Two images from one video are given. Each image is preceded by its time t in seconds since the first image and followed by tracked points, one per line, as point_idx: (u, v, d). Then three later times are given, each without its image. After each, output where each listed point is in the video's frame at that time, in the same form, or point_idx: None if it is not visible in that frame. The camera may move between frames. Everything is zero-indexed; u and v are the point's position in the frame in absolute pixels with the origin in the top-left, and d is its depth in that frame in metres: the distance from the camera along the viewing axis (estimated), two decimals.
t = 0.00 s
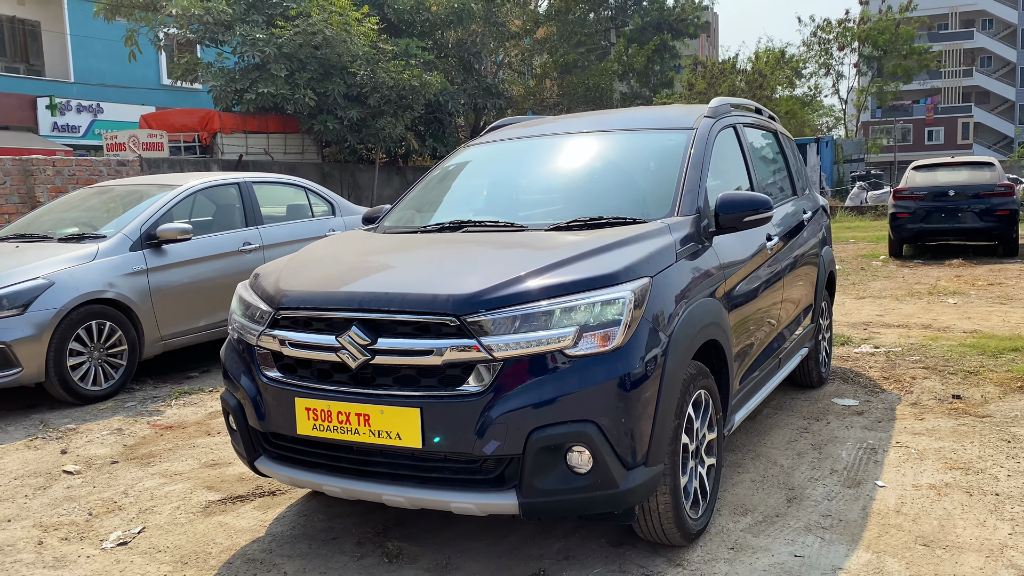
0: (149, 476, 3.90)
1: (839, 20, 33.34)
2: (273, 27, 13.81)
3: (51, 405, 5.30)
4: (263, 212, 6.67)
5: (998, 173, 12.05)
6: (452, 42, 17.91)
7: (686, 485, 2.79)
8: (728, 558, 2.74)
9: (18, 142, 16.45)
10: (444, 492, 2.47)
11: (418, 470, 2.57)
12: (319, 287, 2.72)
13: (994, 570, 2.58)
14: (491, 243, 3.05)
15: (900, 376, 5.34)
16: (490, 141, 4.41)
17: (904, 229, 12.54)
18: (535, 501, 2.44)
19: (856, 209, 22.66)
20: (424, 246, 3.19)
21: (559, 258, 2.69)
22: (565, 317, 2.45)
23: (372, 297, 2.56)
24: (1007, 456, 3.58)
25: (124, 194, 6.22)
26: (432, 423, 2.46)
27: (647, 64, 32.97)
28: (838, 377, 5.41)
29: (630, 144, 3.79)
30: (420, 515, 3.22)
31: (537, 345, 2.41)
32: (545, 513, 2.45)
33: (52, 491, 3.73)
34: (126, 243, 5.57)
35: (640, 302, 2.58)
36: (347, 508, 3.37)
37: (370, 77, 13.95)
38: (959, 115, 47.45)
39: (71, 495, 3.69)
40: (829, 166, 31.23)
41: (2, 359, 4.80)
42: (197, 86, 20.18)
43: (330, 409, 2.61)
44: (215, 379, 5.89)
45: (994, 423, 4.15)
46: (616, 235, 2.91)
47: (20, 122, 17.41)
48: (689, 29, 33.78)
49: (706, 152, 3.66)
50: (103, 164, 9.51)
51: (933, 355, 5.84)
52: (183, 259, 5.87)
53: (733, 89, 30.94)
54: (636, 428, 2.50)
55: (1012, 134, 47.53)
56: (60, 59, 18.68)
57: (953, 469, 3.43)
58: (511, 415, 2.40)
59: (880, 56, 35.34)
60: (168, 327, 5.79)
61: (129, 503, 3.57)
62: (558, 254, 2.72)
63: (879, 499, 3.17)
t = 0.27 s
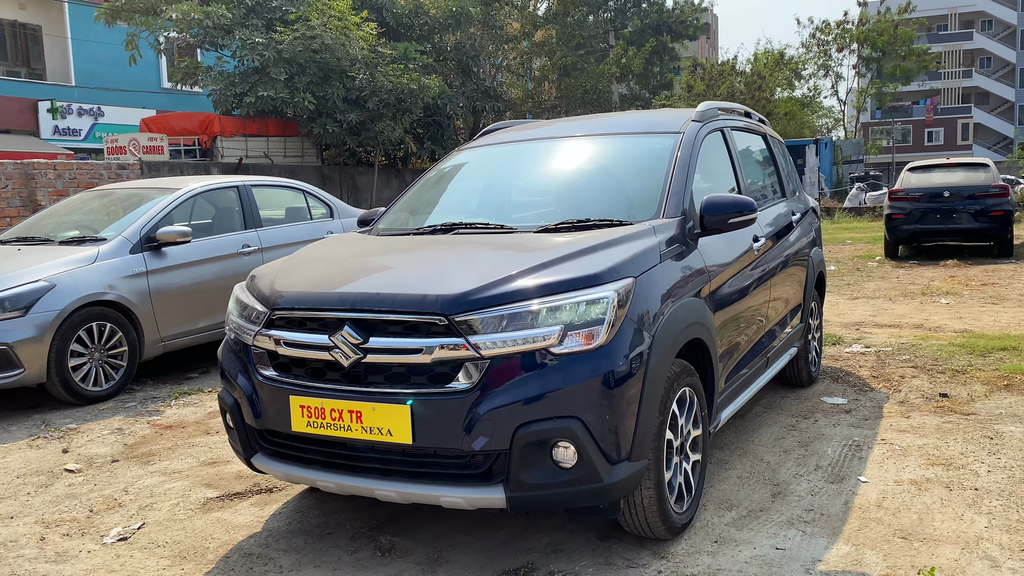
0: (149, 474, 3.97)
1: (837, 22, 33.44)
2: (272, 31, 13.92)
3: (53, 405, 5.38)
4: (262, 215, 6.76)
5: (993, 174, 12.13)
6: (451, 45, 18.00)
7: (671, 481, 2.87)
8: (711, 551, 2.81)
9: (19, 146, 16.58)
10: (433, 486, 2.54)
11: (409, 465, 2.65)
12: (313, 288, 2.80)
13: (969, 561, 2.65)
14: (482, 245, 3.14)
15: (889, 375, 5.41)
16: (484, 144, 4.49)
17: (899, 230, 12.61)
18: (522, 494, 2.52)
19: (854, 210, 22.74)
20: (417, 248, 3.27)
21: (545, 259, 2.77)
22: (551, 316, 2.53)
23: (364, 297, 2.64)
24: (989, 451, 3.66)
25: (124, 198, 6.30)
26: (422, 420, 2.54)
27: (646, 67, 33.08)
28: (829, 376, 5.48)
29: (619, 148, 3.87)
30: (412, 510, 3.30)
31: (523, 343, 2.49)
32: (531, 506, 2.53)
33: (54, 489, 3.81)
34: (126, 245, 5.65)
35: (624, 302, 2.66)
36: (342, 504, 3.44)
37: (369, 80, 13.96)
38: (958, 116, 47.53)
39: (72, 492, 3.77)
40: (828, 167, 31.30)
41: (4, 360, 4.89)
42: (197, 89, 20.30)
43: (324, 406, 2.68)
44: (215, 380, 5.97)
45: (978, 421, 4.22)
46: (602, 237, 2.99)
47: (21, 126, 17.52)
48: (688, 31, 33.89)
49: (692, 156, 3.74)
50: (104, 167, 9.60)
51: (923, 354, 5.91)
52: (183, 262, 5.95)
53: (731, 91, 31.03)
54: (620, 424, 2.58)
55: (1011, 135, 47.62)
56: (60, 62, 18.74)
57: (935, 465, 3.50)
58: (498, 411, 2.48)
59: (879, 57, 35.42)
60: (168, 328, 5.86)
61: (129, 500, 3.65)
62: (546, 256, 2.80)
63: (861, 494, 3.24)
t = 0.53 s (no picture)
0: (151, 474, 4.04)
1: (837, 23, 33.49)
2: (273, 35, 14.00)
3: (56, 407, 5.45)
4: (263, 218, 6.83)
5: (990, 176, 12.19)
6: (451, 49, 18.07)
7: (662, 478, 2.93)
8: (701, 547, 2.88)
9: (21, 149, 16.75)
10: (429, 484, 2.61)
11: (406, 463, 2.71)
12: (312, 290, 2.87)
13: (953, 556, 2.71)
14: (478, 248, 3.20)
15: (882, 375, 5.46)
16: (481, 148, 4.55)
17: (897, 232, 12.67)
18: (515, 491, 2.58)
19: (854, 211, 22.80)
20: (414, 251, 3.33)
21: (538, 261, 2.83)
22: (543, 317, 2.60)
23: (361, 299, 2.71)
24: (977, 450, 3.71)
25: (126, 202, 6.37)
26: (418, 419, 2.60)
27: (646, 69, 33.16)
28: (823, 376, 5.55)
29: (613, 153, 3.93)
30: (409, 509, 3.36)
31: (517, 344, 2.56)
32: (525, 503, 2.60)
33: (58, 489, 3.88)
34: (128, 249, 5.72)
35: (615, 304, 2.73)
36: (341, 502, 3.50)
37: (369, 84, 14.10)
38: (959, 117, 47.55)
39: (76, 492, 3.83)
40: (828, 169, 31.35)
41: (8, 362, 4.95)
42: (198, 93, 20.38)
43: (322, 406, 2.75)
44: (216, 382, 6.03)
45: (968, 420, 4.28)
46: (595, 239, 3.06)
47: (24, 129, 17.70)
48: (688, 33, 33.95)
49: (685, 160, 3.80)
50: (106, 171, 9.67)
51: (917, 355, 5.96)
52: (184, 265, 6.02)
53: (731, 93, 31.09)
54: (612, 424, 2.64)
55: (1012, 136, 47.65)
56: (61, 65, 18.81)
57: (924, 464, 3.56)
58: (492, 410, 2.55)
59: (879, 58, 35.47)
60: (170, 330, 5.93)
61: (132, 499, 3.71)
62: (539, 258, 2.87)
63: (850, 492, 3.30)
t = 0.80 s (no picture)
0: (156, 473, 4.09)
1: (837, 26, 33.55)
2: (274, 38, 14.07)
3: (61, 407, 5.51)
4: (265, 221, 6.89)
5: (989, 178, 12.24)
6: (452, 52, 18.13)
7: (659, 475, 2.98)
8: (697, 542, 2.93)
9: (24, 152, 16.82)
10: (429, 480, 2.66)
11: (406, 460, 2.77)
12: (315, 290, 2.92)
13: (944, 550, 2.76)
14: (477, 249, 3.25)
15: (879, 375, 5.51)
16: (481, 151, 4.61)
17: (897, 234, 12.71)
18: (514, 487, 2.63)
19: (854, 213, 22.86)
20: (414, 252, 3.39)
21: (536, 261, 2.89)
22: (542, 316, 2.65)
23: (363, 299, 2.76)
24: (970, 448, 3.76)
25: (129, 204, 6.43)
26: (419, 416, 2.66)
27: (646, 71, 33.22)
28: (820, 376, 5.60)
29: (610, 155, 3.99)
30: (410, 505, 3.42)
31: (515, 342, 2.61)
32: (523, 499, 2.65)
33: (64, 487, 3.93)
34: (132, 251, 5.78)
35: (611, 304, 2.78)
36: (343, 500, 3.56)
37: (370, 87, 14.19)
38: (960, 119, 47.58)
39: (82, 490, 3.89)
40: (829, 171, 31.39)
41: (14, 363, 5.01)
42: (201, 97, 20.43)
43: (325, 404, 2.80)
44: (219, 382, 6.09)
45: (962, 419, 4.33)
46: (592, 240, 3.11)
47: (27, 133, 17.82)
48: (689, 36, 34.06)
49: (681, 162, 3.86)
50: (109, 174, 9.74)
51: (913, 355, 6.01)
52: (187, 266, 6.08)
53: (732, 95, 31.14)
54: (608, 421, 2.70)
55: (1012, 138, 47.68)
56: (64, 68, 18.88)
57: (918, 461, 3.61)
58: (491, 407, 2.60)
59: (880, 61, 35.52)
60: (173, 331, 5.99)
61: (137, 497, 3.77)
62: (537, 259, 2.92)
63: (844, 489, 3.36)
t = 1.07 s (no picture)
0: (164, 471, 4.15)
1: (839, 28, 33.63)
2: (278, 41, 14.16)
3: (69, 407, 5.57)
4: (270, 222, 6.96)
5: (989, 180, 12.30)
6: (454, 54, 18.21)
7: (660, 471, 3.04)
8: (698, 537, 2.98)
9: (29, 154, 16.93)
10: (436, 476, 2.72)
11: (413, 456, 2.83)
12: (323, 291, 2.98)
13: (940, 546, 2.81)
14: (482, 249, 3.31)
15: (879, 375, 5.57)
16: (485, 153, 4.67)
17: (897, 236, 12.76)
18: (518, 483, 2.69)
19: (855, 215, 22.92)
20: (420, 253, 3.45)
21: (540, 262, 2.95)
22: (545, 316, 2.71)
23: (371, 299, 2.82)
24: (967, 447, 3.82)
25: (135, 206, 6.50)
26: (425, 412, 2.72)
27: (648, 73, 33.29)
28: (820, 376, 5.66)
29: (613, 157, 4.05)
30: (416, 502, 3.47)
31: (520, 341, 2.67)
32: (527, 494, 2.71)
33: (74, 484, 3.99)
34: (139, 252, 5.85)
35: (614, 304, 2.84)
36: (349, 496, 3.61)
37: (373, 89, 14.28)
38: (962, 120, 47.59)
39: (92, 488, 3.95)
40: (831, 173, 31.43)
41: (23, 362, 5.08)
42: (205, 99, 20.48)
43: (333, 402, 2.86)
44: (225, 382, 6.16)
45: (961, 418, 4.38)
46: (594, 241, 3.17)
47: (32, 135, 17.95)
48: (691, 38, 34.23)
49: (682, 165, 3.92)
50: (115, 176, 9.83)
51: (913, 356, 6.06)
52: (194, 267, 6.14)
53: (733, 97, 31.20)
54: (611, 419, 2.75)
55: (1014, 140, 47.70)
56: (68, 70, 19.00)
57: (916, 459, 3.67)
58: (496, 404, 2.66)
59: (881, 63, 35.57)
60: (180, 332, 6.05)
61: (147, 494, 3.83)
62: (541, 259, 2.98)
63: (843, 486, 3.41)
